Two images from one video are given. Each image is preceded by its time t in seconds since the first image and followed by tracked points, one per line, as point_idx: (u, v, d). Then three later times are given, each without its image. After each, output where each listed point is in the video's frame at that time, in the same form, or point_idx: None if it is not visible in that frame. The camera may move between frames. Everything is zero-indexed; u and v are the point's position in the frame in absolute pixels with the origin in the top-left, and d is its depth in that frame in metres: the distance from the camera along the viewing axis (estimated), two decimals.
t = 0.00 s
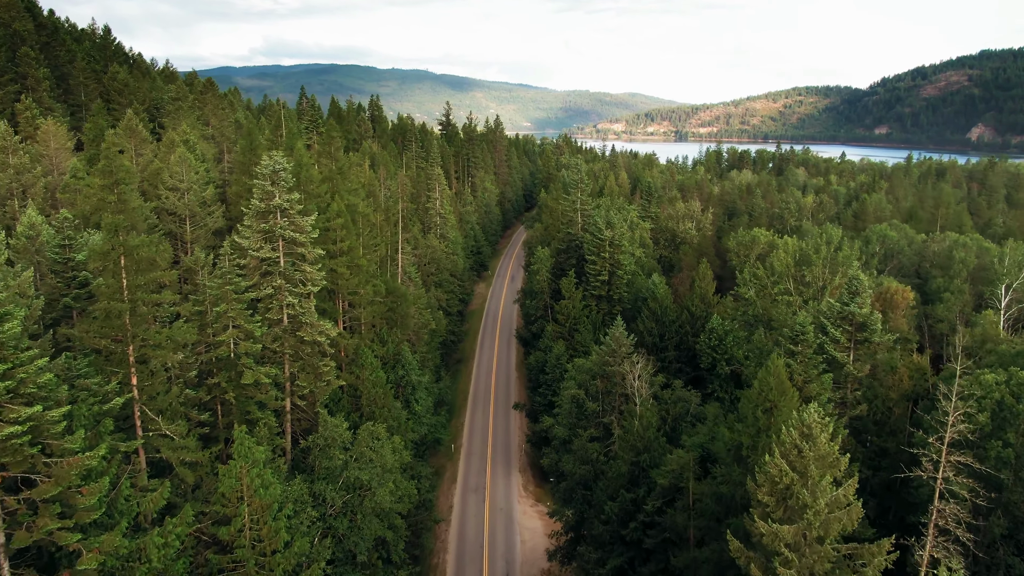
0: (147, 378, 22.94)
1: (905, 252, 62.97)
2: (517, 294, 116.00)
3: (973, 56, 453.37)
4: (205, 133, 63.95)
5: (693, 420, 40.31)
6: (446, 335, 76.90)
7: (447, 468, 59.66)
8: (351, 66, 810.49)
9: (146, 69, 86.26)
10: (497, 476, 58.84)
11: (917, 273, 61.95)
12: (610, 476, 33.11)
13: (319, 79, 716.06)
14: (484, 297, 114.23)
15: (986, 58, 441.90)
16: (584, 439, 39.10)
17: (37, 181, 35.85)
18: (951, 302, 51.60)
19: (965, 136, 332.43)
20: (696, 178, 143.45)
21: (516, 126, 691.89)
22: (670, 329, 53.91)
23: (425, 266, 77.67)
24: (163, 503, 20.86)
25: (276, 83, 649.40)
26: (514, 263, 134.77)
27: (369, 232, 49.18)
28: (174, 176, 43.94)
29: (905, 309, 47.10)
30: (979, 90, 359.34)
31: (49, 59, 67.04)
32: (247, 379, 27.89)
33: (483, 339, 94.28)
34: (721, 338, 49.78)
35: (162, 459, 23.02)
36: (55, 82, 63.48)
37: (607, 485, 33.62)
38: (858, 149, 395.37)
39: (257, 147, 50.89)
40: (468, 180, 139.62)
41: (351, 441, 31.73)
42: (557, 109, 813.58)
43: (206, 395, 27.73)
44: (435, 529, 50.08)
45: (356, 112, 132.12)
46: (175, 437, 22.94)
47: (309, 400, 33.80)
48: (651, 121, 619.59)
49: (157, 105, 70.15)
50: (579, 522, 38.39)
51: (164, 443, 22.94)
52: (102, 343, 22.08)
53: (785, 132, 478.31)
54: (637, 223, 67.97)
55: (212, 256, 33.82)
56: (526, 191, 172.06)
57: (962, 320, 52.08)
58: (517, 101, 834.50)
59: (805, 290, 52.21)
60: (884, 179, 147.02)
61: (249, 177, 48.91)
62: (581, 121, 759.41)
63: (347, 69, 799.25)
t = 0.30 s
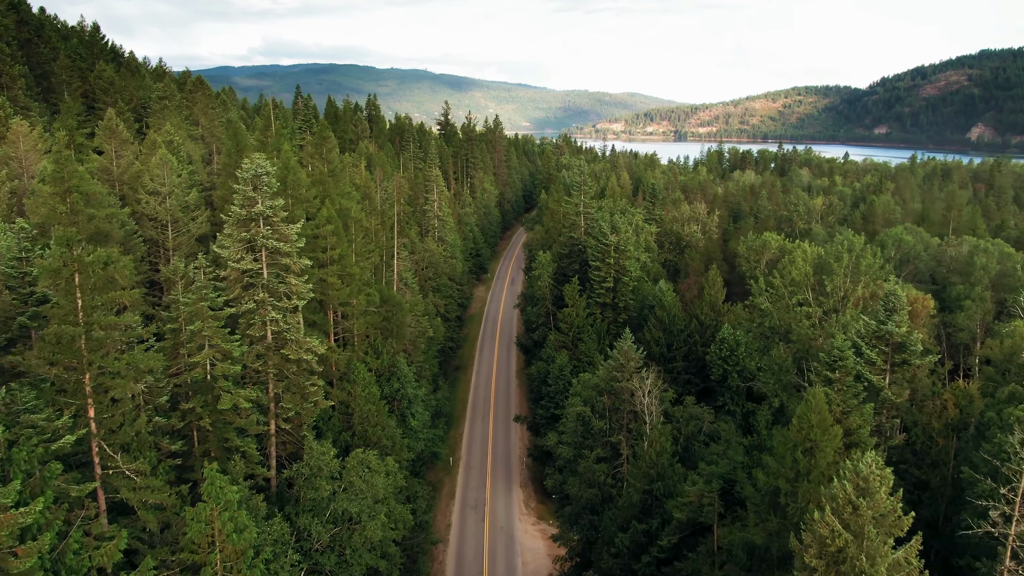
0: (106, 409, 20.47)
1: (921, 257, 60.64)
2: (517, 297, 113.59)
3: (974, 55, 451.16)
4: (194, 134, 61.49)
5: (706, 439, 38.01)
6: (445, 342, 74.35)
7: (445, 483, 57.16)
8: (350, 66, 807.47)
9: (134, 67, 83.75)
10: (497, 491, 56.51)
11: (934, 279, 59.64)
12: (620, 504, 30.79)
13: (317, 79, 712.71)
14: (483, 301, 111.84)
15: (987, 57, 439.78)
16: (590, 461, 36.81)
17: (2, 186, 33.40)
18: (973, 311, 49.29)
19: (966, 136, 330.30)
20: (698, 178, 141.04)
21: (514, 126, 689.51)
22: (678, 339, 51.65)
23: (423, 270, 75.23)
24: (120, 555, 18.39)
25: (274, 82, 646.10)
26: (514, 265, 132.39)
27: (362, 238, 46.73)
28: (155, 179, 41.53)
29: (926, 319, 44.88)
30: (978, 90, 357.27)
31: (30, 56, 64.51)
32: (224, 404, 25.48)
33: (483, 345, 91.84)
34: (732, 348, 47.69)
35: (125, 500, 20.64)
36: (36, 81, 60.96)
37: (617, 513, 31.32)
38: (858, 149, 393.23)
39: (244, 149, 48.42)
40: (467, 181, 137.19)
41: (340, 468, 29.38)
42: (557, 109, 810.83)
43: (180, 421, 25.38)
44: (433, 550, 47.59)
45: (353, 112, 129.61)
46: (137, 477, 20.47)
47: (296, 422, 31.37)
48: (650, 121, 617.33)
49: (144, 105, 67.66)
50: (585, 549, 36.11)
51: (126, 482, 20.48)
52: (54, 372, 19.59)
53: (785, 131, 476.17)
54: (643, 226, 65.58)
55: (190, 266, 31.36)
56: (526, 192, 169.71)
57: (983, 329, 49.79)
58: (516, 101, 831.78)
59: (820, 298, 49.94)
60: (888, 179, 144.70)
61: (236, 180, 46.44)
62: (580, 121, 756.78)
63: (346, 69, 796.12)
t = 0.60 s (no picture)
0: (54, 452, 18.02)
1: (939, 263, 58.35)
2: (517, 301, 111.12)
3: (973, 56, 449.30)
4: (181, 135, 59.00)
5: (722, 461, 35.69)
6: (443, 350, 71.90)
7: (442, 500, 54.64)
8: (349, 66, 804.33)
9: (122, 65, 81.06)
10: (498, 508, 54.03)
11: (952, 286, 57.33)
12: (632, 538, 28.42)
13: (315, 79, 709.71)
14: (482, 305, 109.38)
15: (987, 57, 437.92)
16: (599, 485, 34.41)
17: None
18: (998, 321, 46.98)
19: (967, 136, 328.34)
20: (701, 179, 138.60)
21: (513, 126, 687.15)
22: (687, 350, 49.31)
23: (420, 275, 72.79)
24: None
25: (272, 82, 643.11)
26: (514, 268, 129.96)
27: (355, 245, 44.34)
28: (133, 183, 39.08)
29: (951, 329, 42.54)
30: (978, 90, 355.17)
31: (10, 53, 61.91)
32: (196, 435, 23.05)
33: (482, 351, 89.38)
34: (745, 360, 45.86)
35: (75, 555, 18.16)
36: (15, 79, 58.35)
37: (629, 548, 28.92)
38: (858, 149, 390.91)
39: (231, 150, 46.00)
40: (465, 182, 134.73)
41: (328, 502, 26.98)
42: (555, 110, 807.32)
43: (148, 454, 22.98)
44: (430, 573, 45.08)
45: (349, 111, 127.04)
46: (89, 527, 18.01)
47: (280, 448, 28.96)
48: (649, 121, 614.93)
49: (129, 104, 65.08)
50: None
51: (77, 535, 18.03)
52: None
53: (785, 132, 473.89)
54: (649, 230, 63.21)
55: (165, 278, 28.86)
56: (525, 193, 167.26)
57: (1009, 340, 47.47)
58: (515, 101, 829.11)
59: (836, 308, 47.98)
60: (893, 180, 142.44)
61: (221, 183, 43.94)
62: (579, 121, 754.22)
63: (344, 69, 792.94)
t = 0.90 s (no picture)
0: None
1: (961, 269, 55.63)
2: (517, 306, 108.41)
3: (973, 55, 447.18)
4: (164, 135, 56.18)
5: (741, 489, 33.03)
6: (441, 359, 69.23)
7: (439, 520, 51.90)
8: (348, 65, 800.80)
9: (107, 62, 78.04)
10: (498, 529, 51.30)
11: (975, 294, 54.64)
12: None
13: (314, 78, 706.25)
14: (481, 310, 106.59)
15: (986, 57, 435.58)
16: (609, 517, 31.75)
17: None
18: None
19: (968, 136, 325.70)
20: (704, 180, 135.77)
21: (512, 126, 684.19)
22: (699, 363, 46.62)
23: (417, 281, 69.98)
24: None
25: (270, 82, 639.75)
26: (513, 270, 127.24)
27: (345, 253, 41.51)
28: (106, 187, 36.27)
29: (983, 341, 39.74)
30: (978, 90, 352.84)
31: None
32: (155, 479, 20.26)
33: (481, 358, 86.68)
34: (761, 374, 43.59)
35: None
36: None
37: None
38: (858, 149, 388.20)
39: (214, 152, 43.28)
40: (464, 183, 131.94)
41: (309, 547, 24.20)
42: (554, 109, 804.36)
43: (102, 500, 20.22)
44: None
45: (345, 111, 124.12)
46: None
47: (258, 484, 26.20)
48: (648, 121, 612.26)
49: (112, 103, 62.18)
50: None
51: None
52: None
53: (785, 131, 471.33)
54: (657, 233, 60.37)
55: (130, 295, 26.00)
56: (525, 194, 164.41)
57: None
58: (514, 100, 825.99)
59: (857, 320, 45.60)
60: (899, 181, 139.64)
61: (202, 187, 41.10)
62: (578, 120, 751.12)
63: (344, 69, 790.00)
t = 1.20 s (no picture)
0: None
1: (982, 276, 53.21)
2: (517, 310, 106.03)
3: (973, 55, 445.33)
4: (149, 137, 53.70)
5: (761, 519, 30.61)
6: (439, 368, 66.78)
7: (437, 539, 49.51)
8: (347, 65, 797.99)
9: (93, 61, 75.45)
10: (498, 549, 48.90)
11: (997, 301, 52.23)
12: None
13: (313, 78, 703.43)
14: (480, 314, 104.17)
15: (986, 57, 433.38)
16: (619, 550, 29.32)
17: None
18: None
19: (968, 136, 323.47)
20: (707, 181, 133.36)
21: (510, 126, 681.41)
22: (710, 377, 44.31)
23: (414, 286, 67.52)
24: None
25: (268, 81, 637.25)
26: (513, 273, 124.84)
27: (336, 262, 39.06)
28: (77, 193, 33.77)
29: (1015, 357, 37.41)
30: (978, 90, 350.89)
31: None
32: (109, 529, 17.75)
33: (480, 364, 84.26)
34: (778, 389, 41.25)
35: None
36: None
37: None
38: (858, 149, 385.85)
39: (197, 155, 40.80)
40: (463, 184, 129.48)
41: None
42: (553, 109, 801.61)
43: (50, 553, 17.74)
44: None
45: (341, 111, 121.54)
46: None
47: (235, 522, 23.69)
48: (648, 121, 609.89)
49: (95, 103, 59.61)
50: None
51: None
52: None
53: (785, 131, 469.03)
54: (664, 238, 58.00)
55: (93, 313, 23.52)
56: (524, 195, 161.89)
57: None
58: (512, 100, 823.33)
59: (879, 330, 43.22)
60: (904, 182, 137.28)
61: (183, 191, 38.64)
62: (578, 120, 748.55)
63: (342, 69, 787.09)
